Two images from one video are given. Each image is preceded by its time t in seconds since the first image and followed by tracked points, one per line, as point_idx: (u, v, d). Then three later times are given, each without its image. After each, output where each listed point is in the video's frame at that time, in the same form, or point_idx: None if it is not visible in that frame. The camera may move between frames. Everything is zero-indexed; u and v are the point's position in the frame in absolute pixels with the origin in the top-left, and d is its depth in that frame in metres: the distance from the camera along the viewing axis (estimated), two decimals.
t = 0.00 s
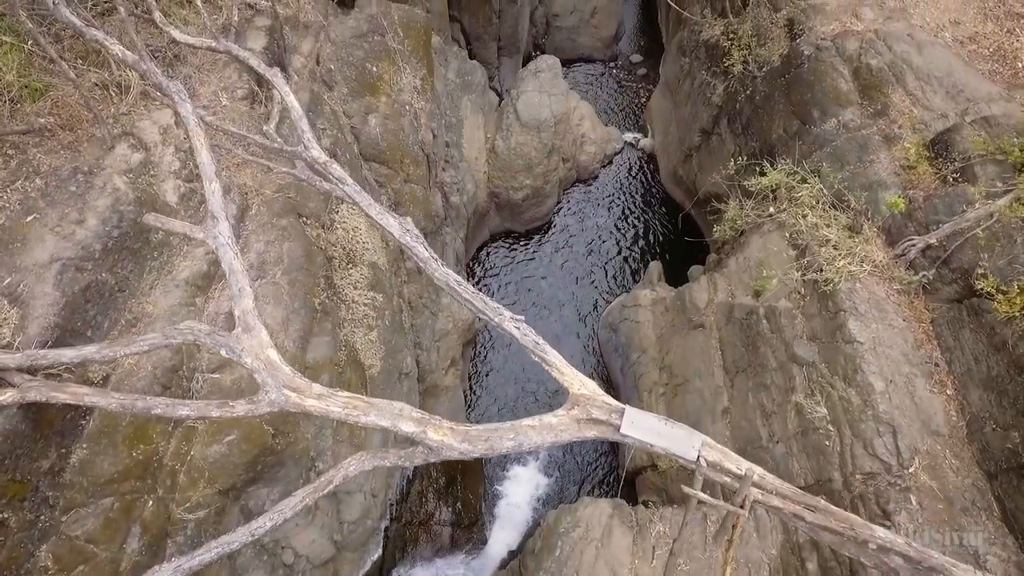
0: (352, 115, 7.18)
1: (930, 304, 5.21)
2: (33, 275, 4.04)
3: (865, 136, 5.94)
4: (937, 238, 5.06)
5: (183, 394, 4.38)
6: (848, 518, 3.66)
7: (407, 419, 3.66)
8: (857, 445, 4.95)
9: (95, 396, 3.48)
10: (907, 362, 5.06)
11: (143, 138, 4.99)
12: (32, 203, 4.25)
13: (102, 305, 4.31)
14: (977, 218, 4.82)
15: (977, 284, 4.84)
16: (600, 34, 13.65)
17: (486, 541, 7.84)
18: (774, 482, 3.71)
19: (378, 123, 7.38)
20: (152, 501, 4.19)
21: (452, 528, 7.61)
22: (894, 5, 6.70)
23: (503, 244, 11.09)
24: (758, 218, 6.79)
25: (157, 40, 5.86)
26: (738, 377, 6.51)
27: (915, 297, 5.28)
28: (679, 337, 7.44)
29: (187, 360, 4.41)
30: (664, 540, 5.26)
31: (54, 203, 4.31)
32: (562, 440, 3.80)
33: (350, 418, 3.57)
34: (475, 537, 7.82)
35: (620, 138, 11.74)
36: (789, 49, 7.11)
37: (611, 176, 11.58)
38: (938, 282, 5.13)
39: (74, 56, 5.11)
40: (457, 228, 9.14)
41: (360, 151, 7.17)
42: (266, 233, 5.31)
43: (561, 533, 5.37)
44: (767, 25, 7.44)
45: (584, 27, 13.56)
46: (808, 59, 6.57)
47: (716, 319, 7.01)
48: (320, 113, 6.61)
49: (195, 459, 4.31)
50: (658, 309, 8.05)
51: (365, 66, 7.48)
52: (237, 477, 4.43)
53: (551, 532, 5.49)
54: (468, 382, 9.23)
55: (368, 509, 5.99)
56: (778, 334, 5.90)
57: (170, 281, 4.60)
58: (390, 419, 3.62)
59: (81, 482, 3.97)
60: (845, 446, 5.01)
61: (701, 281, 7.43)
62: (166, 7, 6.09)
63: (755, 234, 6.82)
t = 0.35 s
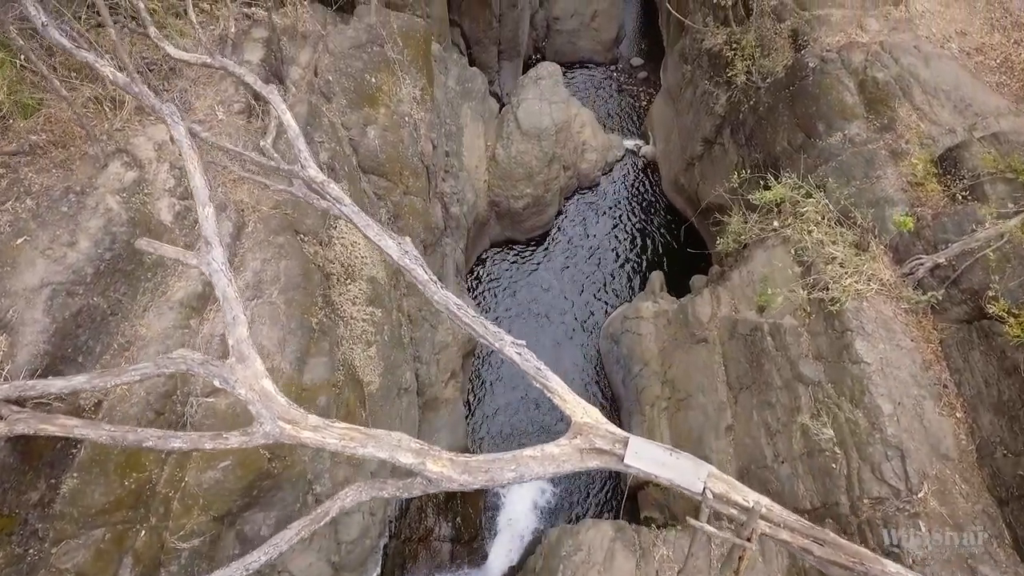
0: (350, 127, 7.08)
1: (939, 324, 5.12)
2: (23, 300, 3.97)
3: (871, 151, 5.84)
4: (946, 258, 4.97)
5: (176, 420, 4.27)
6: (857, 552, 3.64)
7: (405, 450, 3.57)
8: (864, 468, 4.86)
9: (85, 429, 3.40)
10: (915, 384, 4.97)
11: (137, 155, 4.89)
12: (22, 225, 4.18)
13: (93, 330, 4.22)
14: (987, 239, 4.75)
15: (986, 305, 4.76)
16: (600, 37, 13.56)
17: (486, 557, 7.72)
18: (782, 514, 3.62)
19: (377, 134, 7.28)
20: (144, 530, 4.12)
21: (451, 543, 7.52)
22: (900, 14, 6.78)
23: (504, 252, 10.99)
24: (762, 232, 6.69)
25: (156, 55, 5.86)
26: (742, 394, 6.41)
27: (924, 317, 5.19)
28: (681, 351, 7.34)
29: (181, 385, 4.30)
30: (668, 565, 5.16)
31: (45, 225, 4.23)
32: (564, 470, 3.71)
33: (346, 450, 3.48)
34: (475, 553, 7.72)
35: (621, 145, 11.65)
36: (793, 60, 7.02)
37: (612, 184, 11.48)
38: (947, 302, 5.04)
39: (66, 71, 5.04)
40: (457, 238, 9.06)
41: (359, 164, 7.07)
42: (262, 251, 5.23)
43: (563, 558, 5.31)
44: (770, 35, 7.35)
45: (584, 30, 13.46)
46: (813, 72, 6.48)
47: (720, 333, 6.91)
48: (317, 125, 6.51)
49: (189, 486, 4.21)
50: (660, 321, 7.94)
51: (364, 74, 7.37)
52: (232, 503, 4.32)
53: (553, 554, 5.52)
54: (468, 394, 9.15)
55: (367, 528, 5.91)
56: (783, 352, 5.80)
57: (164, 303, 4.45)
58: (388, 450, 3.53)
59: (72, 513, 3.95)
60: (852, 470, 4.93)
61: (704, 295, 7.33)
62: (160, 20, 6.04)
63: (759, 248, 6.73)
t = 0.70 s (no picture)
0: (349, 137, 6.99)
1: (947, 342, 5.04)
2: (13, 324, 3.90)
3: (878, 164, 5.75)
4: (955, 275, 4.89)
5: (170, 443, 4.19)
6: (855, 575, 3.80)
7: (403, 479, 3.48)
8: (872, 490, 4.78)
9: (75, 459, 3.31)
10: (923, 404, 4.89)
11: (132, 170, 4.79)
12: (14, 245, 4.12)
13: (85, 353, 4.12)
14: (998, 257, 4.65)
15: (996, 325, 4.67)
16: (601, 40, 13.47)
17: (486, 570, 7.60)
18: (791, 546, 3.67)
19: (375, 144, 7.20)
20: (137, 557, 4.05)
21: (451, 558, 7.42)
22: (906, 23, 6.72)
23: (505, 259, 10.88)
24: (766, 244, 6.60)
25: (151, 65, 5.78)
26: (746, 409, 6.31)
27: (932, 335, 5.10)
28: (683, 363, 7.26)
29: (174, 408, 4.21)
30: None
31: (36, 244, 4.15)
32: (566, 499, 3.62)
33: (343, 480, 3.38)
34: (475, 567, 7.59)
35: (623, 151, 11.56)
36: (798, 70, 6.94)
37: (613, 191, 11.38)
38: (956, 321, 4.96)
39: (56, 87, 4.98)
40: (457, 247, 8.97)
41: (357, 175, 6.97)
42: (258, 267, 5.15)
43: None
44: (774, 43, 7.25)
45: (585, 32, 13.37)
46: (818, 82, 6.38)
47: (724, 346, 6.81)
48: (314, 135, 6.42)
49: (183, 510, 4.10)
50: (662, 332, 7.84)
51: (363, 83, 7.29)
52: (229, 528, 4.22)
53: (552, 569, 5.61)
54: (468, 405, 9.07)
55: (365, 544, 5.83)
56: (788, 368, 5.71)
57: (158, 322, 4.35)
58: (386, 480, 3.44)
59: (62, 542, 3.88)
60: (859, 491, 4.84)
61: (707, 306, 7.23)
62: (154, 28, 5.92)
63: (762, 260, 6.64)
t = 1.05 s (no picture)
0: (347, 149, 6.90)
1: (957, 362, 4.94)
2: None
3: (885, 177, 5.64)
4: (966, 294, 4.78)
5: (162, 470, 4.09)
6: None
7: (400, 511, 3.36)
8: (881, 513, 4.68)
9: (61, 492, 3.20)
10: (933, 425, 4.78)
11: (124, 187, 4.69)
12: (2, 266, 4.03)
13: (74, 378, 4.02)
14: (1010, 277, 4.55)
15: (1008, 346, 4.57)
16: (601, 43, 13.38)
17: None
18: None
19: (374, 155, 7.10)
20: None
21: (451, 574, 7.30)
22: (912, 32, 6.63)
23: (505, 268, 10.77)
24: (771, 257, 6.49)
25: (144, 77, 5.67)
26: (750, 425, 6.20)
27: (942, 353, 5.00)
28: (686, 377, 7.16)
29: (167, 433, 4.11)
30: None
31: (25, 265, 4.06)
32: (569, 531, 3.51)
33: (338, 513, 3.27)
34: None
35: (624, 157, 11.45)
36: (803, 80, 6.83)
37: (615, 198, 11.27)
38: (967, 340, 4.85)
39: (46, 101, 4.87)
40: (457, 256, 8.88)
41: (355, 186, 6.86)
42: (254, 284, 5.04)
43: None
44: (779, 53, 7.15)
45: (585, 35, 13.27)
46: (824, 93, 6.27)
47: (727, 360, 6.70)
48: (312, 147, 6.31)
49: (176, 537, 4.01)
50: (665, 344, 7.72)
51: (362, 92, 7.19)
52: (223, 555, 4.11)
53: None
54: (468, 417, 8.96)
55: (363, 566, 5.72)
56: (794, 386, 5.61)
57: (151, 344, 4.26)
58: (383, 513, 3.32)
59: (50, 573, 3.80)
60: (867, 514, 4.74)
61: (711, 318, 7.13)
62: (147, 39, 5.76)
63: (767, 273, 6.53)
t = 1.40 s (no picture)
0: (346, 158, 6.80)
1: (967, 380, 4.84)
2: None
3: (892, 190, 5.55)
4: (977, 311, 4.68)
5: (154, 494, 4.00)
6: None
7: (398, 542, 3.25)
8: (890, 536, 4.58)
9: (48, 524, 3.09)
10: (943, 445, 4.69)
11: (117, 202, 4.59)
12: None
13: (63, 401, 3.91)
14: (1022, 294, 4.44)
15: (1020, 365, 4.47)
16: (602, 45, 13.28)
17: None
18: None
19: (373, 165, 7.00)
20: None
21: None
22: (919, 41, 6.56)
23: (505, 275, 10.68)
24: (776, 270, 6.40)
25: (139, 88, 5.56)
26: (755, 441, 6.10)
27: (951, 371, 4.91)
28: (689, 389, 7.06)
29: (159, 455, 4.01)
30: None
31: (13, 284, 3.97)
32: (572, 561, 3.41)
33: (334, 545, 3.16)
34: None
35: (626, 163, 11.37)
36: (808, 89, 6.74)
37: (616, 205, 11.18)
38: (977, 359, 4.76)
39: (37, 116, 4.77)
40: (457, 265, 8.78)
41: (353, 197, 6.76)
42: (250, 300, 4.94)
43: None
44: (783, 61, 7.07)
45: (586, 37, 13.19)
46: (830, 103, 6.19)
47: (731, 373, 6.61)
48: (309, 158, 6.22)
49: (169, 563, 3.92)
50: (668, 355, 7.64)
51: (360, 100, 7.10)
52: None
53: None
54: (468, 427, 8.88)
55: None
56: (800, 403, 5.52)
57: (144, 363, 4.17)
58: (380, 544, 3.21)
59: None
60: (875, 536, 4.66)
61: (714, 330, 7.06)
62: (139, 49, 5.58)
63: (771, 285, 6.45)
